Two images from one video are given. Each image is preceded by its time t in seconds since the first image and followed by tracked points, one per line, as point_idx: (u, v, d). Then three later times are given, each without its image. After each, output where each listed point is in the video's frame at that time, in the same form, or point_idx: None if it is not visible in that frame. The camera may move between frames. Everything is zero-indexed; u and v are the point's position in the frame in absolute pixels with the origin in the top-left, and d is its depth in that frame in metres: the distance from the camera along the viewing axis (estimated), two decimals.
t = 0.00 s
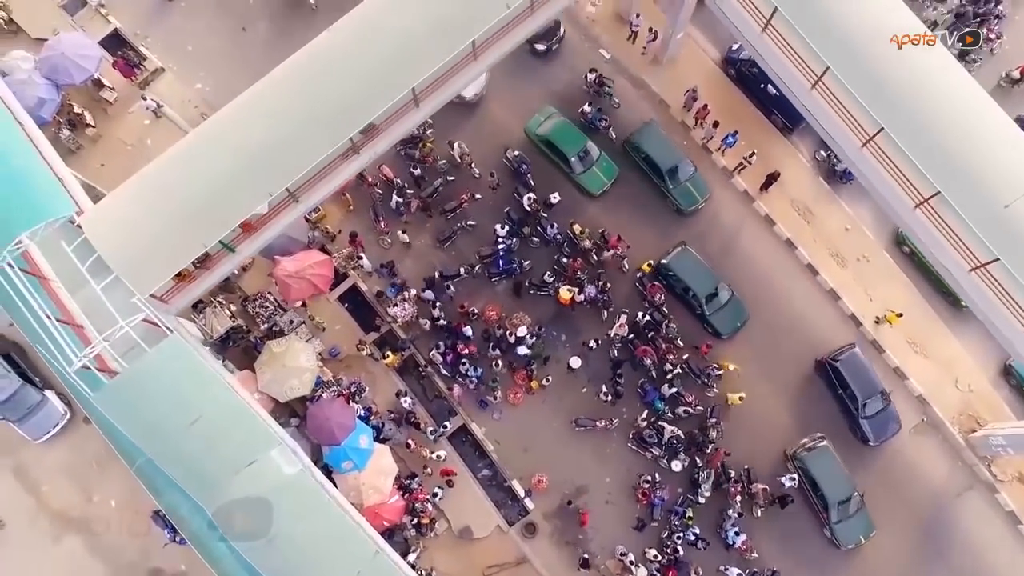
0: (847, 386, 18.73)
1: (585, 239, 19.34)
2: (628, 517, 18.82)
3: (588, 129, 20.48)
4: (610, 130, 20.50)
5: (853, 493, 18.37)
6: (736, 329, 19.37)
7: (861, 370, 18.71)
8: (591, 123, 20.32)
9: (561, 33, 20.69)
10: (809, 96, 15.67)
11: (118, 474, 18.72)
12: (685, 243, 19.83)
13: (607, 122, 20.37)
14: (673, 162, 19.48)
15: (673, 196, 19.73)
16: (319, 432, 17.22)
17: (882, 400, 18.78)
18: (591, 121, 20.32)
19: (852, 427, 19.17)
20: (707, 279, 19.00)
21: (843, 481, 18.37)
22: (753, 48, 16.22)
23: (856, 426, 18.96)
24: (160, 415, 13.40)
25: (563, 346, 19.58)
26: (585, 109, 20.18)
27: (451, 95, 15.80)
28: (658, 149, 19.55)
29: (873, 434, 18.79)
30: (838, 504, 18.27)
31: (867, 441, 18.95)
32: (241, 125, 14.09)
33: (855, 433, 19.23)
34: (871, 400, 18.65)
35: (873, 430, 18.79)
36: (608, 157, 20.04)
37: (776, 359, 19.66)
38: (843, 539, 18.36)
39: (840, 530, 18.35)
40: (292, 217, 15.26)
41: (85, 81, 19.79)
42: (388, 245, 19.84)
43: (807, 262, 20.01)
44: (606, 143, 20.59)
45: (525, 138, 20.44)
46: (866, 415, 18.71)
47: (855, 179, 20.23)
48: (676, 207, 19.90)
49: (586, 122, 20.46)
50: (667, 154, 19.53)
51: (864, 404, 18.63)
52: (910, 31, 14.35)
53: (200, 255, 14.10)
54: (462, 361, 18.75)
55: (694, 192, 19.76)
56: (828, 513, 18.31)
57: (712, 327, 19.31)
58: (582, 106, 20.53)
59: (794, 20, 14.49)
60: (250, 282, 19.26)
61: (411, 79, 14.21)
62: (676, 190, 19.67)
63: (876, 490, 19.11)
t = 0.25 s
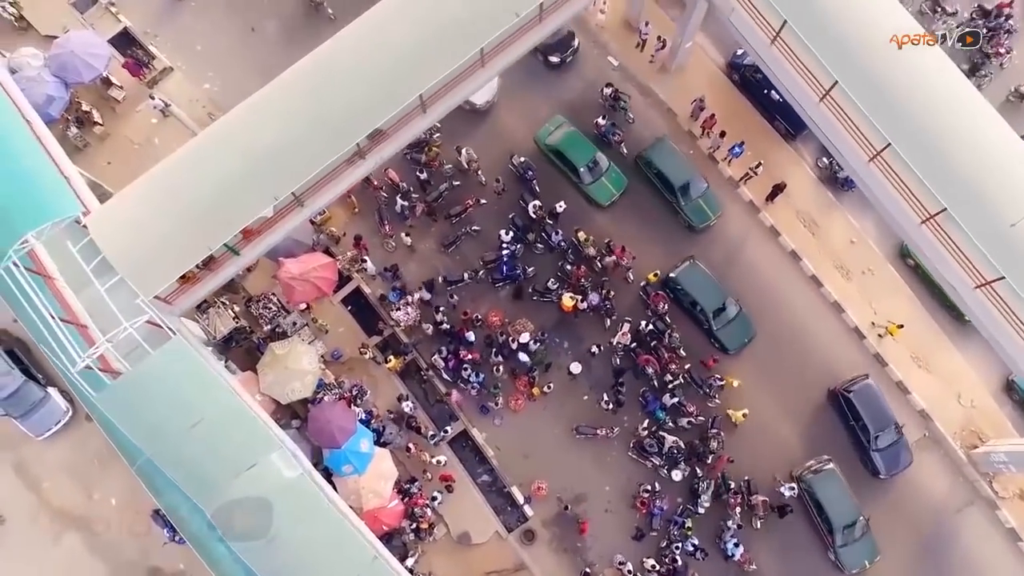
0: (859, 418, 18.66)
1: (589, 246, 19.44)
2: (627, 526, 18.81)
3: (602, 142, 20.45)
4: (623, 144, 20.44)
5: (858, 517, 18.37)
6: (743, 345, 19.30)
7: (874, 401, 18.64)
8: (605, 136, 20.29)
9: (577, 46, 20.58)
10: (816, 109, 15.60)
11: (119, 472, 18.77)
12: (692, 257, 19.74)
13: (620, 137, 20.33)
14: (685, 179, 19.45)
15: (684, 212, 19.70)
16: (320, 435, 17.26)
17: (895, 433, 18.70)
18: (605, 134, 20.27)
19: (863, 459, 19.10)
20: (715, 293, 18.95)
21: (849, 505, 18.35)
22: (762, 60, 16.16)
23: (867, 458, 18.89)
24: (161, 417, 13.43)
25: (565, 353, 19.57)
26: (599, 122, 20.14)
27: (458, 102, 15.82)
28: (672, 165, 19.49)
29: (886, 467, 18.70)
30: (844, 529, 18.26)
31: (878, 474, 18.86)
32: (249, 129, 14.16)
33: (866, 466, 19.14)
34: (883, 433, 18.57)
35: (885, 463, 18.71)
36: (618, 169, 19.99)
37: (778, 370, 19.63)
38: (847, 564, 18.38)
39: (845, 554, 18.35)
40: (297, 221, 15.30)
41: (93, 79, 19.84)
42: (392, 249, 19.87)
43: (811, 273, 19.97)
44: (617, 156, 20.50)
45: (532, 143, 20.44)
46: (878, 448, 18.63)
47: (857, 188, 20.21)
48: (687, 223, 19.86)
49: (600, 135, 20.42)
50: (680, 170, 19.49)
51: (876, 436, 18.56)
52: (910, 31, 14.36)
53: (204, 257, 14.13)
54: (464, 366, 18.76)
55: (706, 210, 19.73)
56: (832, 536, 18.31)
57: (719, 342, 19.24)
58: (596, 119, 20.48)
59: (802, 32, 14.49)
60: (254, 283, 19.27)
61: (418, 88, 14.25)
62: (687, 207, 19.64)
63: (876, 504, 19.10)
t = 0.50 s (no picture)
0: (874, 458, 18.55)
1: (595, 254, 19.43)
2: (625, 536, 18.81)
3: (617, 158, 20.36)
4: (638, 162, 20.37)
5: (864, 547, 18.25)
6: (752, 364, 19.24)
7: (890, 441, 18.55)
8: (619, 152, 20.17)
9: (593, 61, 20.46)
10: (825, 125, 15.49)
11: (120, 469, 18.83)
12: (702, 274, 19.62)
13: (635, 154, 20.20)
14: (700, 199, 19.32)
15: (698, 232, 19.60)
16: (321, 439, 17.27)
17: (909, 474, 18.59)
18: (621, 150, 20.18)
19: (875, 499, 18.99)
20: (724, 311, 18.88)
21: (856, 534, 18.23)
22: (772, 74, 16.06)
23: (880, 498, 18.78)
24: (164, 419, 13.47)
25: (568, 361, 19.55)
26: (615, 137, 20.06)
27: (467, 108, 15.81)
28: (687, 185, 19.35)
29: (898, 507, 18.61)
30: (850, 558, 18.16)
31: (890, 515, 18.77)
32: (257, 133, 14.18)
33: (878, 505, 19.03)
34: (897, 474, 18.47)
35: (897, 505, 18.61)
36: (629, 183, 19.91)
37: (781, 383, 19.59)
38: None
39: None
40: (304, 225, 15.32)
41: (105, 77, 19.92)
42: (397, 253, 19.86)
43: (817, 287, 19.91)
44: (630, 172, 20.43)
45: (539, 151, 20.43)
46: (891, 489, 18.52)
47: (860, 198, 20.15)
48: (701, 243, 19.78)
49: (615, 151, 20.34)
50: (695, 190, 19.36)
51: (890, 478, 18.45)
52: (910, 31, 14.39)
53: (211, 259, 14.17)
54: (467, 373, 18.77)
55: (720, 230, 19.65)
56: (837, 565, 18.24)
57: (727, 360, 19.16)
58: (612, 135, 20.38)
59: (813, 48, 14.42)
60: (258, 283, 19.28)
61: (427, 95, 14.24)
62: (701, 227, 19.56)
63: (876, 520, 19.08)
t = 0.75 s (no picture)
0: (887, 501, 18.51)
1: (600, 263, 19.41)
2: (624, 546, 18.81)
3: (631, 174, 20.32)
4: (652, 178, 20.29)
5: None
6: (760, 384, 19.21)
7: (904, 484, 18.50)
8: (634, 168, 20.13)
9: (611, 77, 20.35)
10: (835, 141, 15.46)
11: (121, 465, 18.89)
12: (712, 292, 19.62)
13: (650, 171, 20.14)
14: (713, 220, 19.32)
15: (711, 253, 19.57)
16: (322, 441, 17.30)
17: (923, 519, 18.49)
18: (635, 166, 20.14)
19: (888, 541, 18.92)
20: (734, 329, 18.90)
21: (860, 562, 18.32)
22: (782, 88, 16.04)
23: (893, 541, 18.72)
24: (166, 419, 13.53)
25: (571, 369, 19.54)
26: (629, 154, 20.02)
27: (476, 115, 15.82)
28: (702, 205, 19.35)
29: (911, 551, 18.53)
30: None
31: (903, 559, 18.71)
32: (266, 136, 14.21)
33: (892, 548, 18.96)
34: (911, 518, 18.39)
35: (911, 548, 18.53)
36: (641, 197, 19.87)
37: (784, 397, 19.55)
38: None
39: None
40: (310, 228, 15.35)
41: (116, 74, 19.96)
42: (402, 256, 19.86)
43: (822, 302, 19.86)
44: (643, 188, 20.35)
45: (547, 158, 20.44)
46: (904, 533, 18.44)
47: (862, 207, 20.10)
48: (714, 263, 19.73)
49: (630, 166, 20.29)
50: (709, 211, 19.35)
51: (903, 521, 18.38)
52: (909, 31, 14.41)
53: (217, 262, 14.20)
54: (469, 379, 18.76)
55: (733, 251, 19.61)
56: None
57: (735, 379, 19.17)
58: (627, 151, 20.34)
59: (824, 64, 14.40)
60: (263, 283, 19.33)
61: (437, 102, 14.25)
62: (714, 248, 19.54)
63: (875, 537, 19.08)
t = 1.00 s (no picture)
0: (903, 553, 18.38)
1: (606, 273, 19.40)
2: (622, 558, 18.79)
3: (647, 192, 20.27)
4: (668, 198, 20.22)
5: None
6: (769, 408, 19.14)
7: (919, 536, 18.41)
8: (651, 186, 20.08)
9: (631, 96, 20.40)
10: (846, 159, 15.41)
11: (123, 459, 18.97)
12: (724, 313, 19.57)
13: (666, 190, 20.08)
14: (729, 244, 19.28)
15: (726, 277, 19.51)
16: (324, 443, 17.36)
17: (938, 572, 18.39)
18: (651, 185, 20.08)
19: None
20: (745, 352, 18.88)
21: None
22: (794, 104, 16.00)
23: None
24: (169, 418, 13.57)
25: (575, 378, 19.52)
26: (647, 172, 19.99)
27: (487, 123, 15.83)
28: (718, 230, 19.31)
29: None
30: None
31: None
32: (277, 139, 14.25)
33: None
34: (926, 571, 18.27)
35: None
36: (654, 213, 19.81)
37: (786, 413, 19.51)
38: None
39: None
40: (319, 231, 15.39)
41: (130, 70, 20.02)
42: (409, 260, 19.90)
43: (828, 318, 19.80)
44: (659, 208, 20.31)
45: (557, 166, 20.44)
46: None
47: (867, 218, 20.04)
48: (728, 287, 19.67)
49: (646, 185, 20.26)
50: (725, 235, 19.32)
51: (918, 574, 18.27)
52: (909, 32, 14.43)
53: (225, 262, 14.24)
54: (472, 385, 18.78)
55: (748, 275, 19.53)
56: None
57: (743, 403, 19.12)
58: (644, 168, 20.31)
59: (837, 82, 14.38)
60: (269, 282, 19.37)
61: (449, 110, 14.28)
62: (729, 272, 19.46)
63: (874, 557, 19.00)
